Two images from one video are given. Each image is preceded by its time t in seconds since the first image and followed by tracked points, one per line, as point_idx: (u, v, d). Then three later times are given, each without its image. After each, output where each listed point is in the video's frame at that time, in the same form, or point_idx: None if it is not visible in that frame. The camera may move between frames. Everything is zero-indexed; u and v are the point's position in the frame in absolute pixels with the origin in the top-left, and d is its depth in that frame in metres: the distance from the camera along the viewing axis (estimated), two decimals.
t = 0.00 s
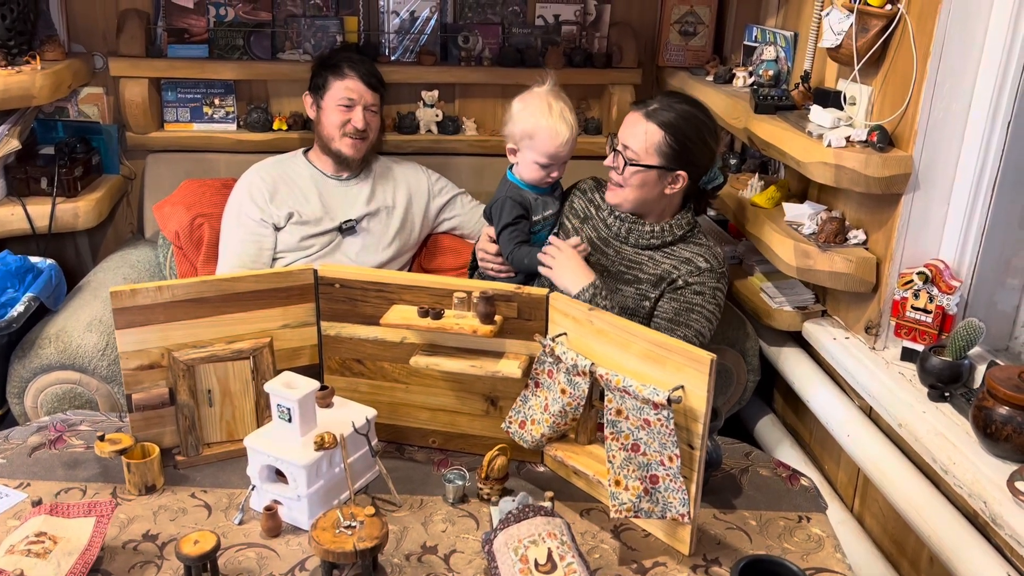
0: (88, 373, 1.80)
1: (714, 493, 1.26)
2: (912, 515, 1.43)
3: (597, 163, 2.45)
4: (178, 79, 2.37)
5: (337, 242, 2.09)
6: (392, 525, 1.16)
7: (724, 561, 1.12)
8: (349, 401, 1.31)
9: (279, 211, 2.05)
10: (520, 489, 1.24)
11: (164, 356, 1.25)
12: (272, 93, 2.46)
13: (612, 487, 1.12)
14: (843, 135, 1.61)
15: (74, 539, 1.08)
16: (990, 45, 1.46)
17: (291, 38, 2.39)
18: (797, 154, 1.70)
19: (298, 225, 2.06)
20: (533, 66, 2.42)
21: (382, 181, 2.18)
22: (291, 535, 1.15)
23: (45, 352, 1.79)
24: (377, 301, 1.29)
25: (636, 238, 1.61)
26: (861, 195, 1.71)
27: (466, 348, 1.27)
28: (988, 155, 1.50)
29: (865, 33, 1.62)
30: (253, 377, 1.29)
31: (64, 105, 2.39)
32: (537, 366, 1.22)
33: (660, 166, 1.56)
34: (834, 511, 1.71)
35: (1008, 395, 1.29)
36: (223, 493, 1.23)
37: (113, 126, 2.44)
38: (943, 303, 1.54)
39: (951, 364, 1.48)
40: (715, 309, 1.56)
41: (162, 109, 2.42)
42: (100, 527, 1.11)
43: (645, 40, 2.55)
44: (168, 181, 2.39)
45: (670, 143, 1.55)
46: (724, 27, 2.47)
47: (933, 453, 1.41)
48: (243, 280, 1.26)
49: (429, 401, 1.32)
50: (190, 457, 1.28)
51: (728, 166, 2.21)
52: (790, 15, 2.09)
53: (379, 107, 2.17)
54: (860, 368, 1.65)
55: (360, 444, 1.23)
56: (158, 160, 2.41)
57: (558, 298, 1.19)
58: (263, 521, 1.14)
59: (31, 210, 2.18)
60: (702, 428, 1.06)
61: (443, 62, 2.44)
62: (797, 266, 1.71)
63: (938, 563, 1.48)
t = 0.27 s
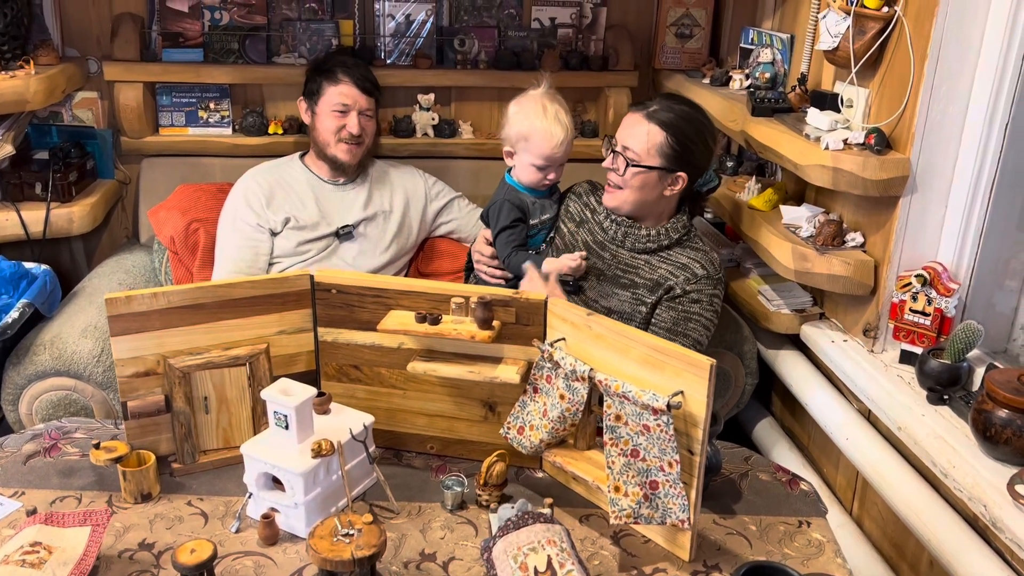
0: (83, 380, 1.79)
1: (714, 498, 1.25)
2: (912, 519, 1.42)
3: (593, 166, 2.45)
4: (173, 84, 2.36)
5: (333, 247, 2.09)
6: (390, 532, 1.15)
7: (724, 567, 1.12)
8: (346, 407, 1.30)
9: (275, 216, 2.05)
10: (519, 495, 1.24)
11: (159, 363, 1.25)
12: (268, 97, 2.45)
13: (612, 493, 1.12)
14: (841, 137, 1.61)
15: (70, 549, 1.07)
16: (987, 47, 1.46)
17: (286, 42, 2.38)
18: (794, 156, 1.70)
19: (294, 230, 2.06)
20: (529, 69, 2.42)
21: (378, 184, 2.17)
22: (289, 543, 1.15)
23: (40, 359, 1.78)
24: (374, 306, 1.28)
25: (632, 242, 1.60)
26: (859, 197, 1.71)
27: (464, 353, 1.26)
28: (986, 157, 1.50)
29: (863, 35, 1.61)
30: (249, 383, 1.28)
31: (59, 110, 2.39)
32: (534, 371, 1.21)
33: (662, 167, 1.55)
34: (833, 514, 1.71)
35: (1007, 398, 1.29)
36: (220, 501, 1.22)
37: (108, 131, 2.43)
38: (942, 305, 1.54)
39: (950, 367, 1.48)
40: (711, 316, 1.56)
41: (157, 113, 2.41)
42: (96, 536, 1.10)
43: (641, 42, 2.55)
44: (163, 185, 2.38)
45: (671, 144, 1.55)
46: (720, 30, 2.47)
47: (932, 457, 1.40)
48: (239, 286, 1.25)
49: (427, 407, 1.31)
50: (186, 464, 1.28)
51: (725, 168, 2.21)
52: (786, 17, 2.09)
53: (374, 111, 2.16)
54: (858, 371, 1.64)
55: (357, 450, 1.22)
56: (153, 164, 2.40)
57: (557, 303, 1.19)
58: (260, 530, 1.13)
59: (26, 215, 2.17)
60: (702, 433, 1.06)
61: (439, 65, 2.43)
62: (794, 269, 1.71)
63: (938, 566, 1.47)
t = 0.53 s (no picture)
0: (79, 386, 1.78)
1: (715, 503, 1.25)
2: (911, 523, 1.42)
3: (590, 169, 2.45)
4: (168, 88, 2.36)
5: (330, 252, 2.08)
6: (389, 539, 1.15)
7: (725, 572, 1.11)
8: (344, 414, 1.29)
9: (271, 221, 2.04)
10: (519, 501, 1.23)
11: (157, 370, 1.24)
12: (264, 101, 2.44)
13: (612, 499, 1.11)
14: (839, 140, 1.61)
15: (67, 558, 1.07)
16: (985, 49, 1.46)
17: (282, 45, 2.38)
18: (792, 159, 1.70)
19: (290, 235, 2.05)
20: (525, 72, 2.42)
21: (375, 188, 2.16)
22: (288, 550, 1.14)
23: (36, 365, 1.77)
24: (372, 312, 1.27)
25: (627, 246, 1.59)
26: (857, 200, 1.71)
27: (463, 359, 1.26)
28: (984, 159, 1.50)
29: (860, 38, 1.61)
30: (247, 390, 1.27)
31: (53, 115, 2.38)
32: (534, 376, 1.21)
33: (658, 169, 1.55)
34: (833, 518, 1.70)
35: (1007, 400, 1.29)
36: (218, 509, 1.21)
37: (103, 136, 2.42)
38: (941, 308, 1.54)
39: (950, 369, 1.48)
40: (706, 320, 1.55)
41: (152, 118, 2.41)
42: (93, 545, 1.09)
43: (638, 45, 2.55)
44: (159, 190, 2.37)
45: (668, 145, 1.55)
46: (716, 33, 2.47)
47: (932, 460, 1.40)
48: (236, 292, 1.24)
49: (426, 413, 1.30)
50: (184, 472, 1.27)
51: (723, 171, 2.21)
52: (783, 20, 2.09)
53: (367, 114, 2.15)
54: (857, 374, 1.64)
55: (356, 457, 1.21)
56: (149, 169, 2.39)
57: (556, 308, 1.18)
58: (258, 538, 1.13)
59: (21, 221, 2.16)
60: (703, 438, 1.05)
61: (435, 69, 2.43)
62: (792, 272, 1.70)
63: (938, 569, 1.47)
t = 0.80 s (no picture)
0: (77, 393, 1.77)
1: (716, 507, 1.24)
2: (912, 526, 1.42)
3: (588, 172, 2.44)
4: (164, 92, 2.35)
5: (328, 254, 2.07)
6: (389, 546, 1.14)
7: None
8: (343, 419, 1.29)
9: (268, 223, 2.03)
10: (519, 507, 1.22)
11: (154, 377, 1.23)
12: (260, 105, 2.44)
13: (614, 504, 1.11)
14: (838, 142, 1.60)
15: (65, 567, 1.07)
16: (984, 51, 1.46)
17: (279, 49, 2.37)
18: (791, 161, 1.70)
19: (287, 238, 2.04)
20: (522, 75, 2.41)
21: (372, 190, 2.16)
22: (287, 558, 1.13)
23: (32, 371, 1.75)
24: (371, 317, 1.26)
25: (621, 252, 1.58)
26: (856, 202, 1.70)
27: (463, 364, 1.25)
28: (983, 161, 1.50)
29: (858, 40, 1.61)
30: (245, 397, 1.26)
31: (49, 120, 2.36)
32: (535, 381, 1.20)
33: (652, 173, 1.54)
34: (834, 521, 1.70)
35: (1008, 403, 1.29)
36: (216, 516, 1.20)
37: (99, 140, 2.41)
38: (941, 310, 1.53)
39: (950, 371, 1.48)
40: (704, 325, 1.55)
41: (148, 122, 2.40)
42: (92, 553, 1.10)
43: (634, 47, 2.55)
44: (155, 194, 2.36)
45: (661, 149, 1.54)
46: (713, 35, 2.46)
47: (933, 462, 1.40)
48: (234, 298, 1.23)
49: (425, 418, 1.29)
50: (182, 479, 1.26)
51: (721, 173, 2.20)
52: (780, 21, 2.09)
53: (363, 117, 2.15)
54: (858, 377, 1.64)
55: (356, 463, 1.20)
56: (145, 173, 2.38)
57: (557, 313, 1.17)
58: (257, 545, 1.12)
59: (16, 226, 2.15)
60: (705, 443, 1.05)
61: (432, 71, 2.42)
62: (791, 274, 1.70)
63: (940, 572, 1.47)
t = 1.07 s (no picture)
0: (70, 399, 1.76)
1: (715, 512, 1.24)
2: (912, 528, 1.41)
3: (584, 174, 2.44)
4: (158, 95, 2.33)
5: (324, 256, 2.06)
6: (386, 554, 1.13)
7: None
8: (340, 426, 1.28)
9: (262, 225, 2.02)
10: (517, 513, 1.22)
11: (148, 384, 1.22)
12: (255, 108, 2.43)
13: (613, 510, 1.10)
14: (835, 144, 1.60)
15: None
16: (981, 52, 1.45)
17: (274, 52, 2.37)
18: (788, 163, 1.69)
19: (282, 240, 2.03)
20: (518, 77, 2.41)
21: (368, 193, 2.15)
22: (284, 566, 1.12)
23: (26, 377, 1.74)
24: (367, 323, 1.25)
25: (615, 255, 1.57)
26: (853, 203, 1.70)
27: (460, 369, 1.24)
28: (980, 162, 1.49)
29: (855, 41, 1.61)
30: (240, 403, 1.25)
31: (42, 124, 2.35)
32: (532, 387, 1.20)
33: (646, 171, 1.53)
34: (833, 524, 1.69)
35: (1008, 406, 1.28)
36: (212, 524, 1.20)
37: (92, 144, 2.40)
38: (939, 312, 1.53)
39: (949, 373, 1.48)
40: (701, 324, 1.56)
41: (142, 125, 2.38)
42: (86, 562, 1.11)
43: (630, 49, 2.54)
44: (149, 198, 2.35)
45: (656, 146, 1.53)
46: (709, 36, 2.46)
47: (932, 465, 1.40)
48: (229, 304, 1.22)
49: (422, 424, 1.28)
50: (177, 486, 1.25)
51: (717, 175, 2.20)
52: (777, 23, 2.08)
53: (359, 120, 2.14)
54: (856, 379, 1.63)
55: (352, 470, 1.19)
56: (139, 177, 2.37)
57: (554, 317, 1.16)
58: (253, 553, 1.11)
59: (9, 231, 2.13)
60: (704, 449, 1.04)
61: (428, 74, 2.41)
62: (789, 276, 1.70)
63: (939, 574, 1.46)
